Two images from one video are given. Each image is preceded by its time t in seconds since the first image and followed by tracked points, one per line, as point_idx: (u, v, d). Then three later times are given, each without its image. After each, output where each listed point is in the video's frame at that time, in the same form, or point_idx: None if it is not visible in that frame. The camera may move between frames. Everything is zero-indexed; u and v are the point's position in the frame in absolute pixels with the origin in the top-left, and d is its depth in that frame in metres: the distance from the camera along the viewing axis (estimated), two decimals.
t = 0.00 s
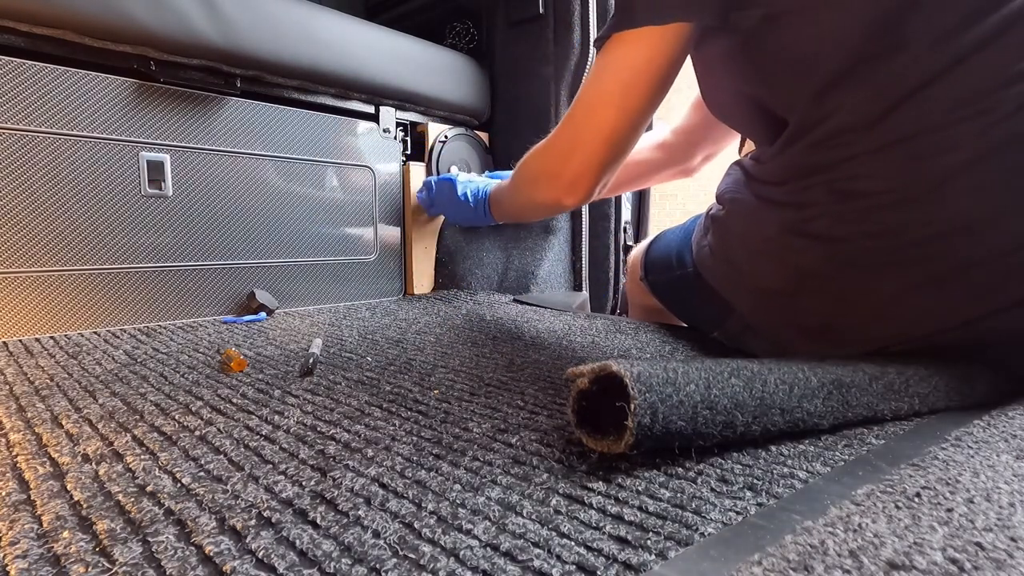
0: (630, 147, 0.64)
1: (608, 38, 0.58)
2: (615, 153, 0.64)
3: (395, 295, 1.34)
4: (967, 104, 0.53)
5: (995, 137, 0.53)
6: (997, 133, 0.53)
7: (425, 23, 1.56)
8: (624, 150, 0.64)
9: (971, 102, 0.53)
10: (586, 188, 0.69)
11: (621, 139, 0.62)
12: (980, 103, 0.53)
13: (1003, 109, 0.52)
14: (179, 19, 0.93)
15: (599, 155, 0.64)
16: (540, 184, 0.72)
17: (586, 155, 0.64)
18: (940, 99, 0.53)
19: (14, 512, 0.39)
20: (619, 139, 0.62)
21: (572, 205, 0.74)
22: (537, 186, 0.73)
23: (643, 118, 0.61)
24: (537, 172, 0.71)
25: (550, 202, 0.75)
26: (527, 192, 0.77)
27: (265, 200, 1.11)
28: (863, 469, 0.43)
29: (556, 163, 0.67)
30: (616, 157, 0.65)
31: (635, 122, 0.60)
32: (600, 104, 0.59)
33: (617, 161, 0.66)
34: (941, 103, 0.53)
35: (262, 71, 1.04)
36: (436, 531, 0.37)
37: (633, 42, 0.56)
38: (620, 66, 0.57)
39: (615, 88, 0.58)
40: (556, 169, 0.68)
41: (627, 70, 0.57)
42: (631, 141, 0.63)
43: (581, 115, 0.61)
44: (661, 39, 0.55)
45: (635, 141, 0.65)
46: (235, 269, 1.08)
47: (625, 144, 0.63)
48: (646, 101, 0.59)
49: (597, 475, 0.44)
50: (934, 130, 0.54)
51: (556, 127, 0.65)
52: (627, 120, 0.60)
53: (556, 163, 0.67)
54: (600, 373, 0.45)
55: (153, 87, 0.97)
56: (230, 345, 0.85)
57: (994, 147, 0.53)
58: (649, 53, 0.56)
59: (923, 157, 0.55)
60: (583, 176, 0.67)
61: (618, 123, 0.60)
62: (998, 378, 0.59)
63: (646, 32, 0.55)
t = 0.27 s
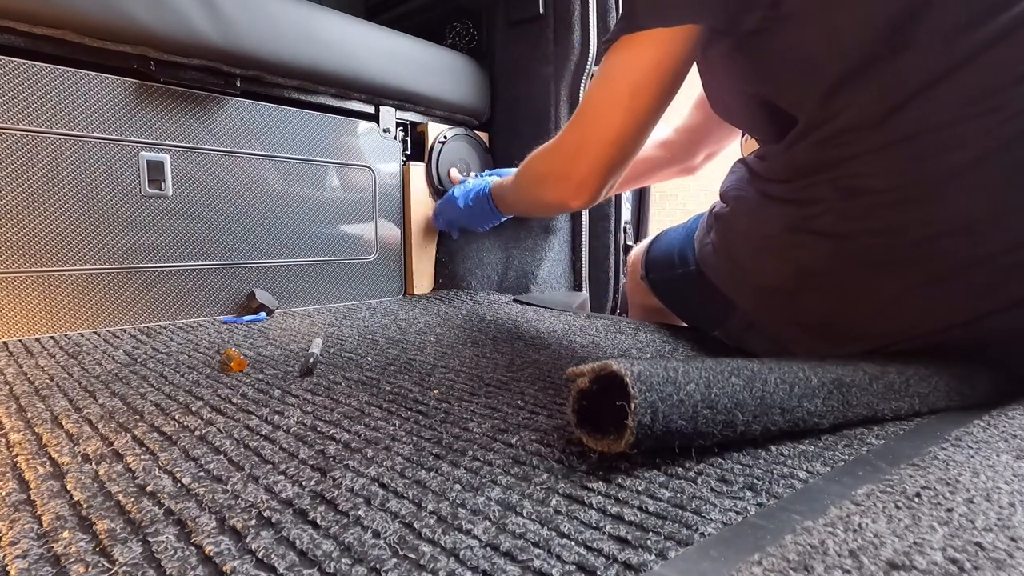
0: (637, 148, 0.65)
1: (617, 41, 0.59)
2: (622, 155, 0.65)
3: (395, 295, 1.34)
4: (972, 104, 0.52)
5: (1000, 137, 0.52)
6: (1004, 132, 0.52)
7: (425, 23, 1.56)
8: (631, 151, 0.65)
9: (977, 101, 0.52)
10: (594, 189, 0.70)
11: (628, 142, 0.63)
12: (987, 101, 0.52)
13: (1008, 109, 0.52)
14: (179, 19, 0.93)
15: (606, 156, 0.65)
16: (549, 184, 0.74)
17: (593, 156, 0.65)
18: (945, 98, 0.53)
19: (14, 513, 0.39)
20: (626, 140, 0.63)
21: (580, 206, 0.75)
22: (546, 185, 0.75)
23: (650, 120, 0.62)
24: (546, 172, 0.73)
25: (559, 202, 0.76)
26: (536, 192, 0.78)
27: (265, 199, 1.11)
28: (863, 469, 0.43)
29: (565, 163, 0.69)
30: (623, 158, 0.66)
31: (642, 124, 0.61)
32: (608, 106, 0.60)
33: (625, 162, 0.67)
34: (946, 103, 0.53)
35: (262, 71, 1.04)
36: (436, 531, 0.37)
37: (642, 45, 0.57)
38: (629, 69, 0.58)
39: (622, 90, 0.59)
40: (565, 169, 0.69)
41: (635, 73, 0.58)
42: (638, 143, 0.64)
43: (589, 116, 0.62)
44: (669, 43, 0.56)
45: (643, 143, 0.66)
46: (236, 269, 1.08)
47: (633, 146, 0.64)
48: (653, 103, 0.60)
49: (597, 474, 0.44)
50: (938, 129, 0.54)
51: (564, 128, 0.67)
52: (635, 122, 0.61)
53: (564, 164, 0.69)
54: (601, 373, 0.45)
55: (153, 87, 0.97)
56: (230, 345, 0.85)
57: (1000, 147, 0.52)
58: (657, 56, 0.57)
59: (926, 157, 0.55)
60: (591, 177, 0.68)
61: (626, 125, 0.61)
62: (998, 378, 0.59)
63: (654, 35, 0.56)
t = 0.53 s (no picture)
0: (640, 153, 0.66)
1: (618, 48, 0.59)
2: (625, 160, 0.66)
3: (395, 295, 1.34)
4: (975, 105, 0.52)
5: (1002, 138, 0.52)
6: (1006, 132, 0.52)
7: (425, 23, 1.56)
8: (634, 156, 0.66)
9: (979, 102, 0.52)
10: (598, 192, 0.71)
11: (631, 148, 0.64)
12: (989, 102, 0.52)
13: (1010, 109, 0.51)
14: (179, 19, 0.93)
15: (609, 162, 0.66)
16: (553, 187, 0.75)
17: (596, 161, 0.66)
18: (947, 99, 0.52)
19: (14, 513, 0.39)
20: (629, 147, 0.64)
21: (584, 208, 0.76)
22: (550, 188, 0.76)
23: (652, 127, 0.62)
24: (549, 175, 0.73)
25: (563, 204, 0.77)
26: (540, 194, 0.79)
27: (265, 199, 1.11)
28: (863, 469, 0.43)
29: (569, 167, 0.69)
30: (626, 164, 0.67)
31: (644, 131, 0.62)
32: (610, 113, 0.61)
33: (627, 167, 0.68)
34: (948, 103, 0.53)
35: (262, 71, 1.04)
36: (437, 531, 0.37)
37: (643, 55, 0.57)
38: (630, 77, 0.59)
39: (624, 98, 0.60)
40: (568, 174, 0.70)
41: (637, 80, 0.58)
42: (641, 148, 0.65)
43: (592, 122, 0.63)
44: (671, 52, 0.57)
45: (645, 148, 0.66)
46: (236, 269, 1.08)
47: (636, 151, 0.65)
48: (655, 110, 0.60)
49: (597, 475, 0.44)
50: (941, 130, 0.53)
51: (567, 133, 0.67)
52: (637, 130, 0.61)
53: (568, 168, 0.70)
54: (602, 373, 0.45)
55: (153, 86, 0.97)
56: (230, 345, 0.85)
57: (1001, 148, 0.52)
58: (658, 65, 0.57)
59: (927, 157, 0.55)
60: (594, 181, 0.69)
61: (628, 133, 0.62)
62: (998, 379, 0.59)
63: (655, 44, 0.56)
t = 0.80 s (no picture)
0: (646, 155, 0.66)
1: (622, 51, 0.59)
2: (631, 162, 0.66)
3: (395, 295, 1.34)
4: (978, 107, 0.52)
5: (1005, 140, 0.52)
6: (1009, 134, 0.52)
7: (425, 23, 1.56)
8: (641, 158, 0.66)
9: (983, 104, 0.52)
10: (605, 192, 0.72)
11: (636, 151, 0.64)
12: (990, 102, 0.52)
13: (1011, 111, 0.51)
14: (179, 19, 0.93)
15: (615, 163, 0.66)
16: (561, 187, 0.75)
17: (603, 163, 0.66)
18: (950, 100, 0.52)
19: (14, 513, 0.39)
20: (634, 149, 0.64)
21: (592, 207, 0.77)
22: (558, 187, 0.76)
23: (658, 130, 0.62)
24: (557, 175, 0.74)
25: (571, 203, 0.78)
26: (547, 193, 0.80)
27: (265, 200, 1.11)
28: (863, 469, 0.43)
29: (576, 168, 0.70)
30: (632, 165, 0.67)
31: (650, 134, 0.62)
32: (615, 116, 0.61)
33: (634, 169, 0.68)
34: (952, 105, 0.52)
35: (262, 71, 1.04)
36: (436, 531, 0.37)
37: (648, 59, 0.57)
38: (635, 81, 0.59)
39: (629, 102, 0.60)
40: (576, 174, 0.71)
41: (641, 83, 0.58)
42: (647, 151, 0.65)
43: (597, 125, 0.63)
44: (675, 56, 0.56)
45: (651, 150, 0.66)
46: (236, 269, 1.08)
47: (642, 153, 0.65)
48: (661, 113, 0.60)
49: (597, 475, 0.44)
50: (945, 131, 0.53)
51: (574, 134, 0.68)
52: (642, 133, 0.62)
53: (575, 169, 0.70)
54: (602, 372, 0.45)
55: (153, 87, 0.97)
56: (230, 345, 0.85)
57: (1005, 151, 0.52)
58: (663, 68, 0.57)
59: (930, 158, 0.55)
60: (601, 182, 0.69)
61: (633, 136, 0.62)
62: (999, 378, 0.59)
63: (659, 48, 0.56)
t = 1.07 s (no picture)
0: (646, 152, 0.66)
1: (624, 49, 0.59)
2: (631, 159, 0.66)
3: (395, 295, 1.34)
4: (980, 106, 0.52)
5: (1005, 139, 0.52)
6: (1009, 135, 0.52)
7: (425, 23, 1.56)
8: (640, 155, 0.66)
9: (984, 103, 0.52)
10: (605, 188, 0.72)
11: (636, 147, 0.64)
12: (990, 101, 0.52)
13: (1011, 112, 0.52)
14: (179, 19, 0.93)
15: (614, 160, 0.66)
16: (561, 183, 0.76)
17: (602, 159, 0.67)
18: (952, 100, 0.52)
19: (14, 513, 0.39)
20: (634, 146, 0.64)
21: (591, 203, 0.77)
22: (558, 184, 0.77)
23: (658, 127, 0.62)
24: (557, 171, 0.74)
25: (570, 199, 0.78)
26: (547, 189, 0.80)
27: (265, 200, 1.11)
28: (863, 469, 0.43)
29: (575, 164, 0.70)
30: (632, 162, 0.67)
31: (649, 131, 0.62)
32: (615, 114, 0.61)
33: (634, 165, 0.68)
34: (954, 105, 0.52)
35: (262, 71, 1.04)
36: (436, 531, 0.37)
37: (649, 57, 0.57)
38: (635, 79, 0.59)
39: (630, 99, 0.60)
40: (576, 171, 0.71)
41: (642, 81, 0.59)
42: (647, 148, 0.65)
43: (597, 123, 0.63)
44: (676, 55, 0.56)
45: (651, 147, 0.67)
46: (236, 269, 1.08)
47: (642, 150, 0.65)
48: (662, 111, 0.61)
49: (597, 474, 0.44)
50: (947, 131, 0.53)
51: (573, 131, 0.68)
52: (642, 130, 0.62)
53: (575, 165, 0.70)
54: (602, 372, 0.45)
55: (153, 87, 0.97)
56: (230, 345, 0.85)
57: (1005, 149, 0.52)
58: (665, 67, 0.57)
59: (932, 157, 0.55)
60: (601, 179, 0.70)
61: (633, 133, 0.62)
62: (999, 378, 0.59)
63: (660, 47, 0.56)
